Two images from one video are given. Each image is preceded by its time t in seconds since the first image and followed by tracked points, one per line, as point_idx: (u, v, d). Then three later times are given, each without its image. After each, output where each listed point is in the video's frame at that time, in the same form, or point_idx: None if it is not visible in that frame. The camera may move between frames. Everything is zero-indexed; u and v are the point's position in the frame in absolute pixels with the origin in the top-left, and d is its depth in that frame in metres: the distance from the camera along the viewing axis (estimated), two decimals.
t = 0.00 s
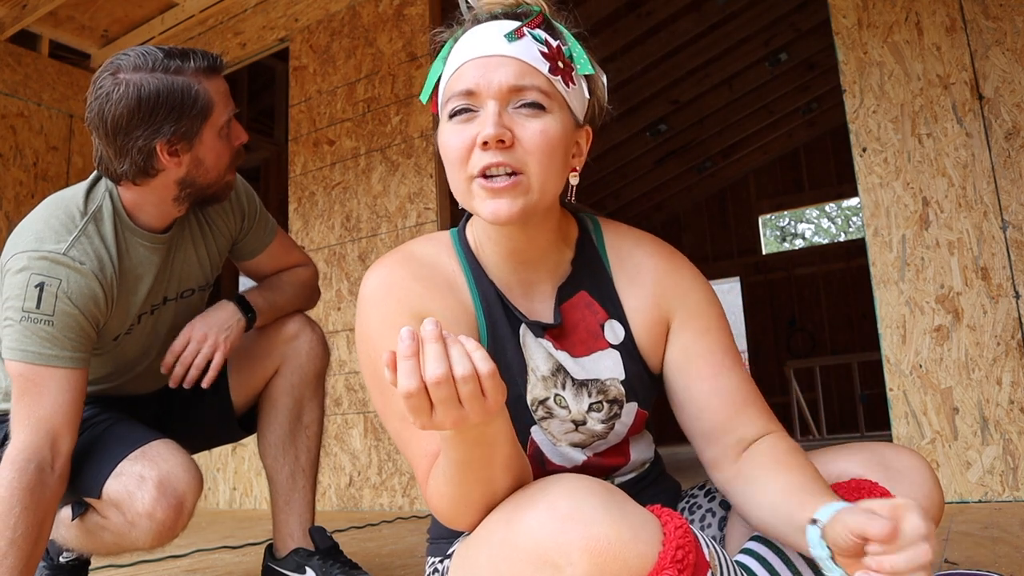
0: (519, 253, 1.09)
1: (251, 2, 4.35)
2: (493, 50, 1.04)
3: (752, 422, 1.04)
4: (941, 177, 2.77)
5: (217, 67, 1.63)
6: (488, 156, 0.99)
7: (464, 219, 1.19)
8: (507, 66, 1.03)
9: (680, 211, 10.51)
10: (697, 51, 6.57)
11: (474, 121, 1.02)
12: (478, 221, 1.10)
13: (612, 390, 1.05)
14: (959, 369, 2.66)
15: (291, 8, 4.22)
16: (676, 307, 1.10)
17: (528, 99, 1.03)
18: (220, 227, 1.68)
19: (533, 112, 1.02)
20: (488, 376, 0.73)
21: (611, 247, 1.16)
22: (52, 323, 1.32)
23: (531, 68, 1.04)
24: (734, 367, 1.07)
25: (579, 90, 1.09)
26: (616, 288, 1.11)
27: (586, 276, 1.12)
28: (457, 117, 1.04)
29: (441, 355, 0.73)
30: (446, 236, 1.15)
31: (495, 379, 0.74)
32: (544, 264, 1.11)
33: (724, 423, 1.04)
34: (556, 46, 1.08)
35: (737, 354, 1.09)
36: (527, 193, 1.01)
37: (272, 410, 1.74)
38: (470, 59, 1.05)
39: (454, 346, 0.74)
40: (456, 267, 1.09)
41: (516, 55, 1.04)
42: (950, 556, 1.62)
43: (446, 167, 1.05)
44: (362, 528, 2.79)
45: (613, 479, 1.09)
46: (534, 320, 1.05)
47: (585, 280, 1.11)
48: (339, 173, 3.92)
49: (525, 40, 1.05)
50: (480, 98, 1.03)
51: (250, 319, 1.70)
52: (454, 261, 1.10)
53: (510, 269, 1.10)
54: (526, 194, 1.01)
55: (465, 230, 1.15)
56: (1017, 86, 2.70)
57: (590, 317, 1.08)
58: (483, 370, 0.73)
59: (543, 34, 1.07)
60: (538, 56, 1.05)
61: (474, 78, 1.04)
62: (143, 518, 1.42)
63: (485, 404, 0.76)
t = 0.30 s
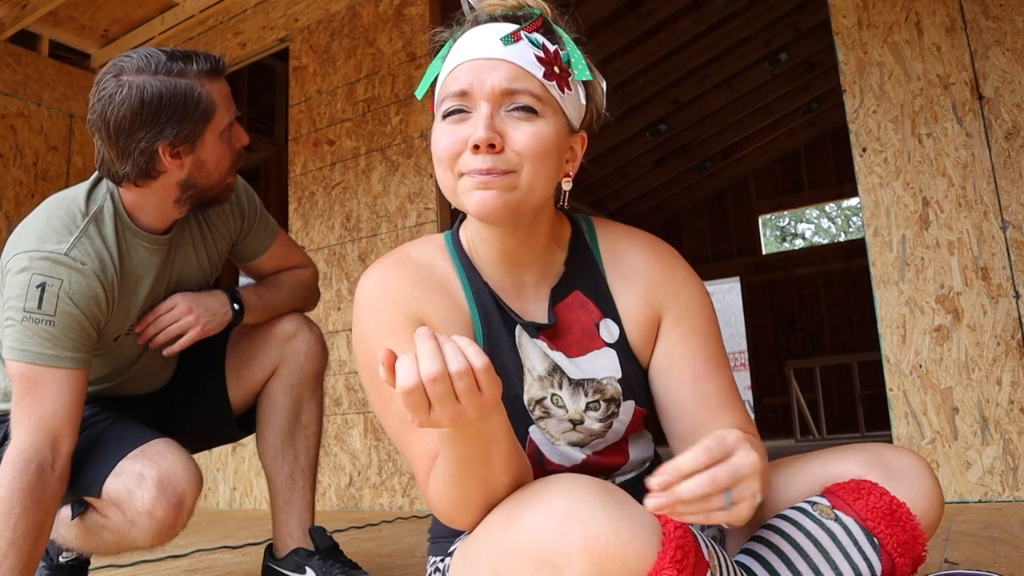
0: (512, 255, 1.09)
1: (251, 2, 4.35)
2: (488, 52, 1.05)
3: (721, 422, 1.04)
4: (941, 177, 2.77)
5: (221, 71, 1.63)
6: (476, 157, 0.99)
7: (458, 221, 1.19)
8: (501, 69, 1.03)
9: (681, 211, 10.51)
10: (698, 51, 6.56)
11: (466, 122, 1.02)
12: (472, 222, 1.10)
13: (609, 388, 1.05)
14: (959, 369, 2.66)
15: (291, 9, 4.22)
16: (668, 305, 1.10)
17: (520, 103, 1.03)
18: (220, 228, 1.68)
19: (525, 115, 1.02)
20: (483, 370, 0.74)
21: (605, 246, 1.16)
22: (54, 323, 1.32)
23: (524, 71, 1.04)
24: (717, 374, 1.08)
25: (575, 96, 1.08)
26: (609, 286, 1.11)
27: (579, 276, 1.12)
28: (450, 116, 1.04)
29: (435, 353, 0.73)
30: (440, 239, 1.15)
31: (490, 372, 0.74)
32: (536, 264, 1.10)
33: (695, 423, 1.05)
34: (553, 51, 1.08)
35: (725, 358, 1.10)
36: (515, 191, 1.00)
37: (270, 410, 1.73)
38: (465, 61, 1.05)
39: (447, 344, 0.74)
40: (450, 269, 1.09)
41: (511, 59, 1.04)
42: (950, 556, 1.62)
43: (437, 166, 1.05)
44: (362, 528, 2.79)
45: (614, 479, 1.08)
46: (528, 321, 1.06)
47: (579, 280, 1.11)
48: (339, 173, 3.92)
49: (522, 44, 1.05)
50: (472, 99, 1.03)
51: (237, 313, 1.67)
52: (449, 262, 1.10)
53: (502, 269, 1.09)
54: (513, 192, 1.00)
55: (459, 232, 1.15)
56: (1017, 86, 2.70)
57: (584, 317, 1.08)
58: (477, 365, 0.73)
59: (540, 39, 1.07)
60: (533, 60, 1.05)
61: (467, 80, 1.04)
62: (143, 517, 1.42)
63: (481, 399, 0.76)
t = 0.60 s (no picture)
0: (503, 254, 1.09)
1: (251, 2, 4.35)
2: (476, 56, 1.05)
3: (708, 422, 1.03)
4: (941, 177, 2.77)
5: (223, 74, 1.63)
6: (461, 160, 0.99)
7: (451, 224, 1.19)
8: (489, 73, 1.03)
9: (681, 210, 10.51)
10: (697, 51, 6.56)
11: (454, 125, 1.02)
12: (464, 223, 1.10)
13: (602, 389, 1.05)
14: (959, 369, 2.66)
15: (291, 9, 4.22)
16: (659, 304, 1.10)
17: (506, 108, 1.03)
18: (219, 230, 1.68)
19: (511, 120, 1.02)
20: (472, 371, 0.74)
21: (598, 247, 1.16)
22: (55, 324, 1.32)
23: (510, 76, 1.03)
24: (707, 376, 1.06)
25: (568, 101, 1.08)
26: (601, 287, 1.11)
27: (574, 277, 1.12)
28: (438, 119, 1.04)
29: (422, 355, 0.73)
30: (433, 244, 1.15)
31: (480, 372, 0.74)
32: (526, 263, 1.11)
33: (685, 424, 1.04)
34: (546, 55, 1.07)
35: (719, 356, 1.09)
36: (497, 196, 1.00)
37: (271, 409, 1.74)
38: (455, 64, 1.06)
39: (435, 346, 0.74)
40: (442, 273, 1.10)
41: (499, 64, 1.04)
42: (950, 556, 1.62)
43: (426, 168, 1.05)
44: (362, 528, 2.79)
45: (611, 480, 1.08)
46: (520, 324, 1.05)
47: (571, 281, 1.11)
48: (339, 173, 3.92)
49: (511, 47, 1.05)
50: (460, 102, 1.03)
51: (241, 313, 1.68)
52: (442, 267, 1.10)
53: (494, 268, 1.10)
54: (496, 198, 1.00)
55: (452, 236, 1.15)
56: (1017, 86, 2.70)
57: (576, 318, 1.08)
58: (465, 365, 0.73)
59: (532, 43, 1.07)
60: (521, 65, 1.04)
61: (456, 83, 1.04)
62: (144, 516, 1.42)
63: (471, 399, 0.76)
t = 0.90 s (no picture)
0: (503, 256, 1.09)
1: (251, 2, 4.35)
2: (473, 57, 1.04)
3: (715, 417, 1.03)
4: (941, 177, 2.77)
5: (222, 76, 1.63)
6: (463, 165, 1.00)
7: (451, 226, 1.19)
8: (487, 75, 1.03)
9: (681, 211, 10.51)
10: (697, 51, 6.56)
11: (454, 129, 1.02)
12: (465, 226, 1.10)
13: (602, 388, 1.05)
14: (959, 369, 2.66)
15: (291, 9, 4.22)
16: (661, 299, 1.09)
17: (505, 109, 1.02)
18: (217, 231, 1.68)
19: (513, 122, 1.02)
20: (467, 371, 0.74)
21: (598, 244, 1.16)
22: (52, 325, 1.32)
23: (509, 78, 1.03)
24: (713, 368, 1.06)
25: (564, 99, 1.08)
26: (602, 284, 1.11)
27: (575, 277, 1.12)
28: (437, 123, 1.04)
29: (418, 356, 0.73)
30: (432, 244, 1.16)
31: (475, 372, 0.74)
32: (527, 265, 1.11)
33: (690, 419, 1.04)
34: (541, 54, 1.07)
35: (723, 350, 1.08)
36: (500, 200, 1.00)
37: (273, 409, 1.74)
38: (452, 67, 1.05)
39: (431, 347, 0.74)
40: (441, 273, 1.10)
41: (496, 65, 1.04)
42: (950, 556, 1.62)
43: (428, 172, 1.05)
44: (362, 528, 2.79)
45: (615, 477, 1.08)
46: (519, 325, 1.05)
47: (571, 281, 1.11)
48: (339, 173, 3.92)
49: (507, 48, 1.05)
50: (459, 105, 1.03)
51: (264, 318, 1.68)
52: (442, 269, 1.10)
53: (495, 270, 1.10)
54: (499, 202, 1.00)
55: (451, 237, 1.15)
56: (1017, 86, 2.70)
57: (577, 317, 1.08)
58: (461, 366, 0.73)
59: (528, 43, 1.07)
60: (519, 66, 1.04)
61: (454, 86, 1.04)
62: (145, 516, 1.42)
63: (467, 399, 0.76)
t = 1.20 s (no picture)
0: (515, 255, 1.08)
1: (251, 2, 4.35)
2: (483, 57, 1.05)
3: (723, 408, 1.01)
4: (941, 177, 2.77)
5: (218, 77, 1.63)
6: (476, 163, 0.99)
7: (460, 226, 1.19)
8: (497, 74, 1.03)
9: (681, 211, 10.51)
10: (697, 51, 6.56)
11: (465, 128, 1.02)
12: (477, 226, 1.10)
13: (611, 386, 1.05)
14: (959, 369, 2.66)
15: (291, 9, 4.22)
16: (668, 294, 1.10)
17: (516, 107, 1.03)
18: (218, 232, 1.69)
19: (524, 120, 1.02)
20: (484, 360, 0.74)
21: (605, 244, 1.16)
22: (49, 324, 1.32)
23: (518, 76, 1.03)
24: (717, 359, 1.05)
25: (573, 97, 1.08)
26: (611, 282, 1.11)
27: (584, 275, 1.12)
28: (448, 122, 1.04)
29: (437, 342, 0.73)
30: (443, 242, 1.16)
31: (491, 361, 0.74)
32: (539, 266, 1.11)
33: (695, 409, 1.03)
34: (549, 52, 1.08)
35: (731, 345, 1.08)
36: (514, 198, 1.00)
37: (273, 408, 1.73)
38: (460, 68, 1.06)
39: (450, 335, 0.74)
40: (454, 271, 1.10)
41: (506, 63, 1.04)
42: (950, 556, 1.62)
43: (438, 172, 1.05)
44: (362, 528, 2.79)
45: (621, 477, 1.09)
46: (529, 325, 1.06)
47: (581, 279, 1.11)
48: (339, 173, 3.92)
49: (516, 47, 1.05)
50: (470, 104, 1.03)
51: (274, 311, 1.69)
52: (453, 267, 1.10)
53: (506, 270, 1.10)
54: (513, 199, 1.00)
55: (463, 235, 1.15)
56: (1017, 86, 2.70)
57: (587, 316, 1.08)
58: (478, 355, 0.74)
59: (535, 42, 1.07)
60: (528, 64, 1.04)
61: (464, 86, 1.04)
62: (145, 513, 1.43)
63: (483, 388, 0.76)
